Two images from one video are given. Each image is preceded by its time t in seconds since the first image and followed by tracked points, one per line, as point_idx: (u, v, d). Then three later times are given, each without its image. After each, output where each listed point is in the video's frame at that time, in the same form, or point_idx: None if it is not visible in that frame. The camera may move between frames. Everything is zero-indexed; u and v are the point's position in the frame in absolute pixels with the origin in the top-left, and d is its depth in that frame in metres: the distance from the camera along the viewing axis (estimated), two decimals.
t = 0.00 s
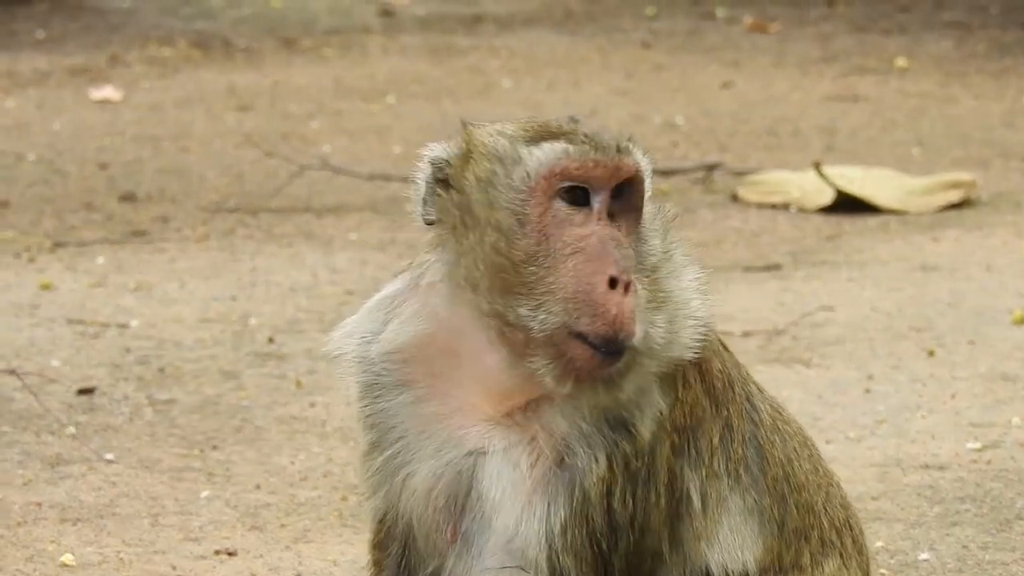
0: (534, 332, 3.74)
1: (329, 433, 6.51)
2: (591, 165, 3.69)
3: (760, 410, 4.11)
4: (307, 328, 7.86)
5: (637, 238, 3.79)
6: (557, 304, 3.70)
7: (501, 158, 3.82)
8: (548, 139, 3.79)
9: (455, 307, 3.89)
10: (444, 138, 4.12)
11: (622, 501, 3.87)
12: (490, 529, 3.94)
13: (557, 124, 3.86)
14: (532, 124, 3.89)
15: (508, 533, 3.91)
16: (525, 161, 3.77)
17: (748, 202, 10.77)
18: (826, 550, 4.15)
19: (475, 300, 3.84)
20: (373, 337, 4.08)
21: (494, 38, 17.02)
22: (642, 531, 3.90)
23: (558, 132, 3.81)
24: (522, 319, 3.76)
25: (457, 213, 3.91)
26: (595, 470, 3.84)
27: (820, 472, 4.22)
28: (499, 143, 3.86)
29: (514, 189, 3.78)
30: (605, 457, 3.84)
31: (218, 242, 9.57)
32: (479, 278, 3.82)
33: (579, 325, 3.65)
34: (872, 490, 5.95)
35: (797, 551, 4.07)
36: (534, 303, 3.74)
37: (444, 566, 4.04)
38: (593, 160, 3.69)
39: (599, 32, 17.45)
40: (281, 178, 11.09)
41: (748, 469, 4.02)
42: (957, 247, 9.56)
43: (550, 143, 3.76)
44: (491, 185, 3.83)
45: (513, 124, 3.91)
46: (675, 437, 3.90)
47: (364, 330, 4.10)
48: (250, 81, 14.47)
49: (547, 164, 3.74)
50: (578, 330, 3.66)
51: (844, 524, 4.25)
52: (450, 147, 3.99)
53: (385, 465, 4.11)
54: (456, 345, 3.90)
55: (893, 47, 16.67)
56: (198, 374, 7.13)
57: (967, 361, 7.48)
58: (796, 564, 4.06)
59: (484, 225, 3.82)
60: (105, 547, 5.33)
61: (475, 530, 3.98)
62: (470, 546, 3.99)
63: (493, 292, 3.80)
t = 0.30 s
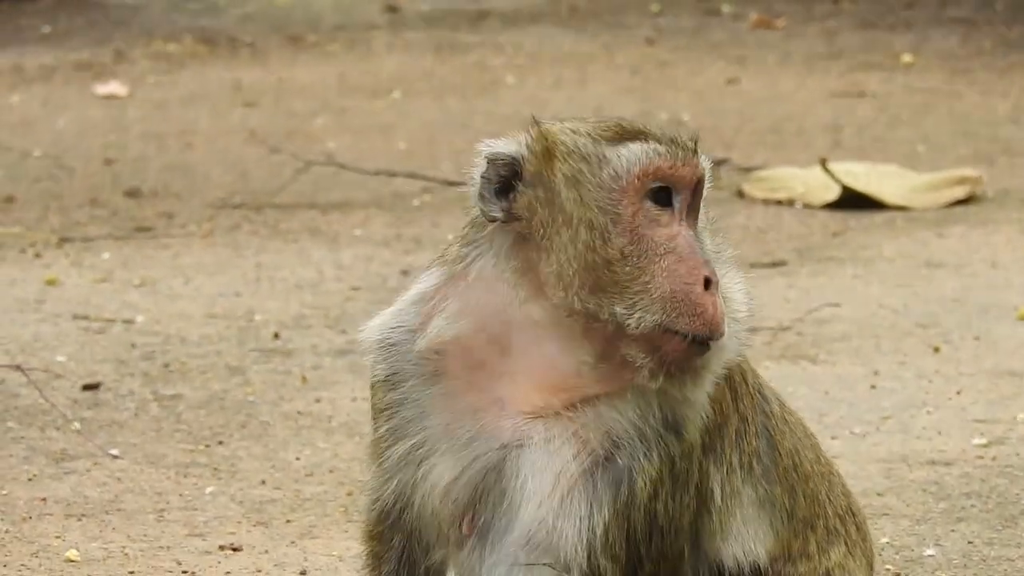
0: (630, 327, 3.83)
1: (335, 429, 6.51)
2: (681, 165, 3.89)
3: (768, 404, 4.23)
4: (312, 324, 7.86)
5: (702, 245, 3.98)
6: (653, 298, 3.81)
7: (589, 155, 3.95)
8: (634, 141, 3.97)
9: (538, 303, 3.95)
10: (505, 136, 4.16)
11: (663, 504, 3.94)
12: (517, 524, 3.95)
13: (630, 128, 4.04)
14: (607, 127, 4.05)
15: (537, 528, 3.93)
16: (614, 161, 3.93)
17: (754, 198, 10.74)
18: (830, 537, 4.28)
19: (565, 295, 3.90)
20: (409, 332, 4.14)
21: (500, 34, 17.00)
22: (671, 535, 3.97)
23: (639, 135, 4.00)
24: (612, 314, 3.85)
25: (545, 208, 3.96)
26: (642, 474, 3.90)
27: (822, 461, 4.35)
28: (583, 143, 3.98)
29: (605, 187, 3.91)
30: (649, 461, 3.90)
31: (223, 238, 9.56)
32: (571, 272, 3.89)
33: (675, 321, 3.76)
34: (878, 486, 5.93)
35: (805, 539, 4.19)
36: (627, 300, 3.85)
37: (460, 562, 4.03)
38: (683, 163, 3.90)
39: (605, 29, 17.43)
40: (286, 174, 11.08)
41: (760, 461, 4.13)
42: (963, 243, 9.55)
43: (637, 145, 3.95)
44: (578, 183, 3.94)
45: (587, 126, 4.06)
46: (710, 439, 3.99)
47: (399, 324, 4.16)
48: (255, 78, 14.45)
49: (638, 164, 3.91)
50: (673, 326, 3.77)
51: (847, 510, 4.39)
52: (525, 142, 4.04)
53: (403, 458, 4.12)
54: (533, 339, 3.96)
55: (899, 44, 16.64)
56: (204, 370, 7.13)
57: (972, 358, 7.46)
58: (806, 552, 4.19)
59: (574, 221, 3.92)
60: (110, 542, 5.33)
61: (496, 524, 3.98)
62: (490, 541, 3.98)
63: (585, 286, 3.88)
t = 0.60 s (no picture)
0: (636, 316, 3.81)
1: (337, 419, 6.51)
2: (684, 153, 3.83)
3: (773, 395, 4.23)
4: (313, 314, 7.86)
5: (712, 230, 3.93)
6: (659, 287, 3.77)
7: (593, 145, 3.92)
8: (637, 129, 3.92)
9: (543, 296, 3.99)
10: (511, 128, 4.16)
11: (670, 498, 3.95)
12: (522, 517, 4.02)
13: (634, 115, 3.99)
14: (612, 117, 4.00)
15: (543, 521, 4.00)
16: (618, 151, 3.88)
17: (756, 188, 10.72)
18: (834, 527, 4.27)
19: (572, 287, 3.91)
20: (416, 322, 4.16)
21: (502, 24, 16.98)
22: (676, 528, 3.97)
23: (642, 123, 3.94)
24: (620, 304, 3.84)
25: (550, 199, 3.97)
26: (650, 469, 3.93)
27: (826, 450, 4.35)
28: (586, 133, 3.95)
29: (609, 176, 3.88)
30: (656, 455, 3.93)
31: (224, 228, 9.56)
32: (578, 263, 3.88)
33: (681, 309, 3.73)
34: (879, 476, 5.93)
35: (809, 529, 4.19)
36: (634, 289, 3.82)
37: (462, 552, 4.09)
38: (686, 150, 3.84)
39: (607, 19, 17.40)
40: (288, 165, 11.07)
41: (765, 452, 4.14)
42: (965, 233, 9.54)
43: (640, 134, 3.90)
44: (582, 173, 3.92)
45: (591, 116, 4.03)
46: (716, 432, 3.99)
47: (405, 315, 4.18)
48: (258, 68, 14.43)
49: (641, 152, 3.86)
50: (677, 316, 3.74)
51: (851, 500, 4.39)
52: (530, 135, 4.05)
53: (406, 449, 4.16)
54: (541, 330, 4.01)
55: (902, 35, 16.62)
56: (205, 360, 7.13)
57: (974, 348, 7.46)
58: (810, 542, 4.20)
59: (579, 212, 3.90)
60: (111, 532, 5.33)
61: (500, 515, 4.05)
62: (495, 531, 4.05)
63: (592, 277, 3.87)
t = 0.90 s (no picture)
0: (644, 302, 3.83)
1: (335, 401, 6.52)
2: (693, 141, 3.86)
3: (769, 377, 4.25)
4: (312, 297, 7.85)
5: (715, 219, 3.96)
6: (668, 274, 3.80)
7: (603, 130, 3.93)
8: (647, 116, 3.93)
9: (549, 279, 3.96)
10: (516, 112, 4.15)
11: (670, 481, 3.95)
12: (520, 500, 4.01)
13: (643, 102, 4.00)
14: (620, 103, 4.02)
15: (542, 503, 3.99)
16: (627, 137, 3.90)
17: (755, 171, 10.71)
18: (832, 508, 4.27)
19: (579, 271, 3.90)
20: (416, 303, 4.13)
21: (501, 7, 16.93)
22: (675, 511, 3.97)
23: (651, 109, 3.95)
24: (626, 291, 3.85)
25: (558, 185, 3.97)
26: (649, 451, 3.92)
27: (824, 431, 4.36)
28: (595, 119, 3.96)
29: (617, 162, 3.89)
30: (656, 438, 3.92)
31: (223, 211, 9.55)
32: (584, 249, 3.89)
33: (688, 295, 3.75)
34: (878, 459, 5.94)
35: (807, 510, 4.19)
36: (642, 276, 3.84)
37: (461, 533, 4.10)
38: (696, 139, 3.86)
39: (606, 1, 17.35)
40: (286, 147, 11.06)
41: (762, 434, 4.15)
42: (963, 216, 9.55)
43: (650, 121, 3.91)
44: (591, 160, 3.93)
45: (599, 101, 4.03)
46: (715, 413, 4.00)
47: (405, 296, 4.15)
48: (256, 50, 14.40)
49: (651, 139, 3.88)
50: (685, 301, 3.76)
51: (850, 480, 4.39)
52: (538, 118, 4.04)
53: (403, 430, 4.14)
54: (547, 312, 3.97)
55: (901, 17, 16.59)
56: (204, 342, 7.12)
57: (972, 331, 7.46)
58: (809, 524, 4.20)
59: (588, 197, 3.92)
60: (109, 514, 5.34)
61: (499, 498, 4.04)
62: (493, 513, 4.05)
63: (598, 262, 3.88)
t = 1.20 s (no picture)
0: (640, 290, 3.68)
1: (331, 384, 6.51)
2: (690, 127, 3.72)
3: (765, 361, 4.15)
4: (309, 279, 7.85)
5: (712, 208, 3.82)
6: (665, 261, 3.64)
7: (600, 115, 3.78)
8: (644, 101, 3.79)
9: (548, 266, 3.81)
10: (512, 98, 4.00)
11: (668, 468, 3.83)
12: (518, 486, 3.89)
13: (639, 86, 3.86)
14: (617, 88, 3.87)
15: (539, 488, 3.86)
16: (625, 122, 3.74)
17: (751, 154, 10.69)
18: (828, 493, 4.17)
19: (576, 258, 3.75)
20: (414, 286, 4.00)
21: None
22: (671, 499, 3.85)
23: (648, 95, 3.81)
24: (622, 278, 3.71)
25: (556, 171, 3.81)
26: (648, 436, 3.79)
27: (819, 416, 4.26)
28: (592, 103, 3.81)
29: (614, 148, 3.74)
30: (654, 423, 3.79)
31: (220, 193, 9.54)
32: (582, 234, 3.73)
33: (683, 281, 3.61)
34: (874, 442, 5.94)
35: (803, 495, 4.09)
36: (637, 263, 3.69)
37: (457, 517, 4.00)
38: (693, 124, 3.73)
39: None
40: (283, 129, 11.03)
41: (758, 419, 4.06)
42: (959, 199, 9.54)
43: (647, 106, 3.77)
44: (589, 145, 3.77)
45: (597, 87, 3.88)
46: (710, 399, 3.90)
47: (403, 278, 4.02)
48: (253, 32, 14.36)
49: (648, 125, 3.73)
50: (681, 287, 3.62)
51: (845, 465, 4.29)
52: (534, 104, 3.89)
53: (400, 414, 4.02)
54: (543, 298, 3.83)
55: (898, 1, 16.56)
56: (200, 325, 7.12)
57: (969, 313, 7.47)
58: (807, 508, 4.09)
59: (585, 183, 3.75)
60: (105, 497, 5.34)
61: (495, 481, 3.92)
62: (489, 498, 3.94)
63: (596, 249, 3.72)
